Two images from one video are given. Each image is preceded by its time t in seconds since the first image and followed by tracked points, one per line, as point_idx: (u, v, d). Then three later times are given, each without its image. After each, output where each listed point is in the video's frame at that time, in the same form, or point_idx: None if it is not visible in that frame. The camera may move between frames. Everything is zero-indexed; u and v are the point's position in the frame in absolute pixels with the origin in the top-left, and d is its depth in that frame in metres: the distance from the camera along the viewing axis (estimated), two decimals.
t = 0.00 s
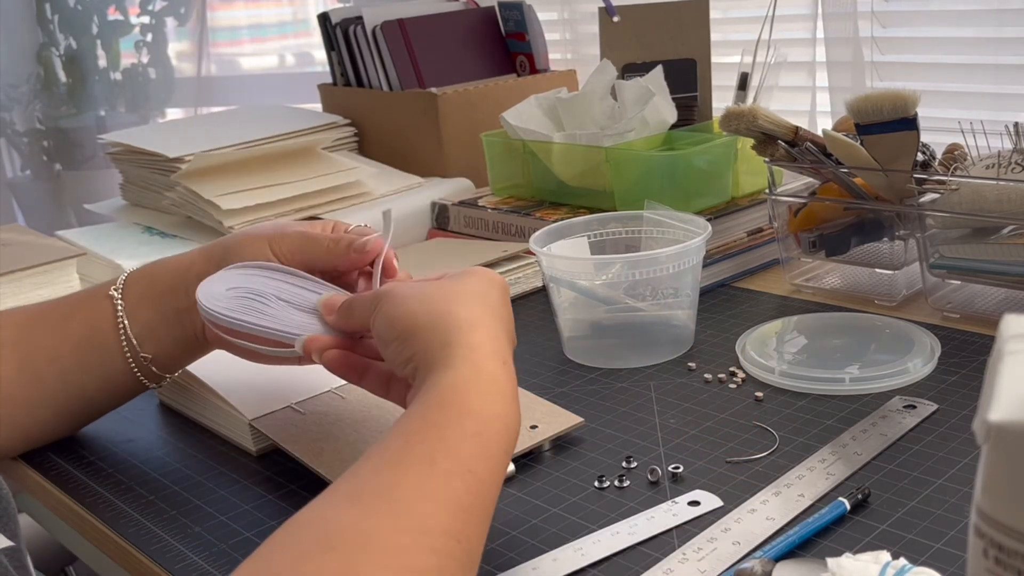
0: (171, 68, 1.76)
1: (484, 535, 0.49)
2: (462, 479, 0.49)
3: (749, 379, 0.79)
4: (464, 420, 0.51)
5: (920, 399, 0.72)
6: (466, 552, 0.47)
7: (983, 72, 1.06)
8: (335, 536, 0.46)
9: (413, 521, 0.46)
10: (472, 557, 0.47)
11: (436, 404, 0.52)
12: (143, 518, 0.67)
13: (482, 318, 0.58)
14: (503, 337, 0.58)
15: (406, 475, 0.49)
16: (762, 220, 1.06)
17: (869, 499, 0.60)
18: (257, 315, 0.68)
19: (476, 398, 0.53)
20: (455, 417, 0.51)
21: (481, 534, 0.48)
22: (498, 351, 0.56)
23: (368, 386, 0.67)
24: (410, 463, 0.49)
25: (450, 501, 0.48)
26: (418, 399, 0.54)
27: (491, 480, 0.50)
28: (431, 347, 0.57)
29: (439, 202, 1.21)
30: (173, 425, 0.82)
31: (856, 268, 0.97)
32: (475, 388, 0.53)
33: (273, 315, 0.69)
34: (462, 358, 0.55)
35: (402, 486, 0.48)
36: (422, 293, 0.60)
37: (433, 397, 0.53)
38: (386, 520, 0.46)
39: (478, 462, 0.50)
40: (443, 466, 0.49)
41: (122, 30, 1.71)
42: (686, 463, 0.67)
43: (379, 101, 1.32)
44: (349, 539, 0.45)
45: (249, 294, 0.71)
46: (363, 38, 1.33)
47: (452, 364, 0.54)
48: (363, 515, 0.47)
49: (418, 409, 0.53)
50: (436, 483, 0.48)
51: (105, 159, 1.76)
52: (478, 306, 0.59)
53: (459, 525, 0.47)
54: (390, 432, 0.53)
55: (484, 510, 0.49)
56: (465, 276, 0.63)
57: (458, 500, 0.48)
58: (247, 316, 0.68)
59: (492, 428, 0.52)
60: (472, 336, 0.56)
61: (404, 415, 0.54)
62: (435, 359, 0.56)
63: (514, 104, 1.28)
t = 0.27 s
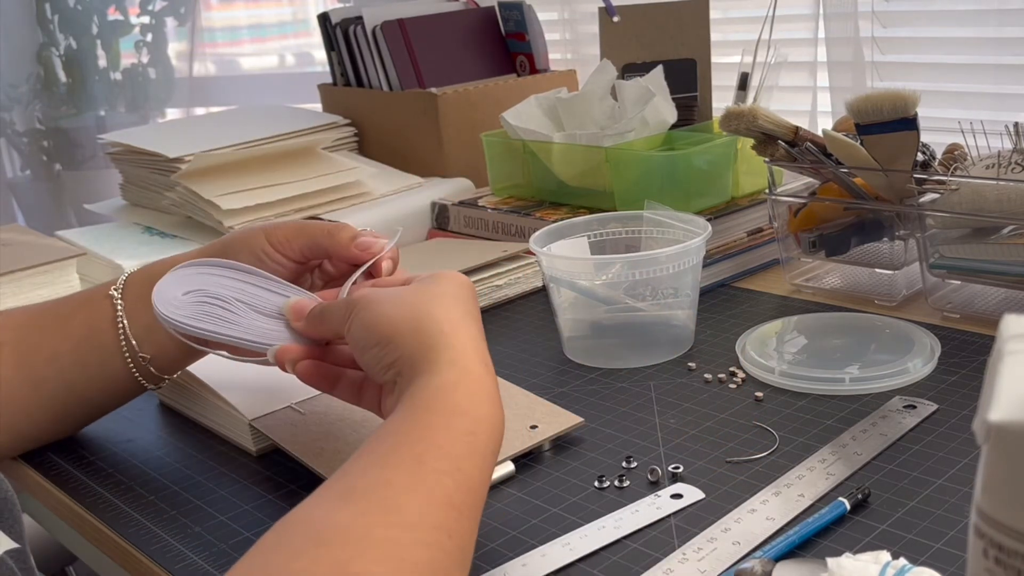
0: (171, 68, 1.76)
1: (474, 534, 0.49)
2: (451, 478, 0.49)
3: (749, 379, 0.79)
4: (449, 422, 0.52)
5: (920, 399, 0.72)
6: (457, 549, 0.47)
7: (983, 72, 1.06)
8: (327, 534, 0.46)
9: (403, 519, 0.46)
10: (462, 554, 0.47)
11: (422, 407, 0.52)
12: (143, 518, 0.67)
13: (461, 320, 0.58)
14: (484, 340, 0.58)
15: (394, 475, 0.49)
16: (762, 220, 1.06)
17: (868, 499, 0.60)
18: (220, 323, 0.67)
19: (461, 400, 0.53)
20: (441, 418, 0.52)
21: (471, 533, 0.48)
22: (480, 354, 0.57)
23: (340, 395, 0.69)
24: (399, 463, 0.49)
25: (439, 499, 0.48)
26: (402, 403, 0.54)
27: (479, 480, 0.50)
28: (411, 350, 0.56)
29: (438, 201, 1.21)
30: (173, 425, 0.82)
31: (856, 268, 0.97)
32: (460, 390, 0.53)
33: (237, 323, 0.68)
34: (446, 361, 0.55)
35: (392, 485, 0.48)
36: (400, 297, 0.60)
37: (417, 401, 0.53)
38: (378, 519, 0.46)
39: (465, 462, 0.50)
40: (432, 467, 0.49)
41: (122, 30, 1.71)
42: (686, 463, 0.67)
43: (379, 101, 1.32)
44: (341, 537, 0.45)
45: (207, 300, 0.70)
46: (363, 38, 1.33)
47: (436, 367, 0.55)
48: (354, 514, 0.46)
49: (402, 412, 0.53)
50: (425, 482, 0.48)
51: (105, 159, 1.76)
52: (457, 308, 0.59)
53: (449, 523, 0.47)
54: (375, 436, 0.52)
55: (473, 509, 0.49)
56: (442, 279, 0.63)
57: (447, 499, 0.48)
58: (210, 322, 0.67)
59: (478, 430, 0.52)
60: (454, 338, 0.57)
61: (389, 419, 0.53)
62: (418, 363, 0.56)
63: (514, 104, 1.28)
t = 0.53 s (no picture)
0: (171, 68, 1.76)
1: (474, 533, 0.49)
2: (450, 477, 0.49)
3: (749, 379, 0.79)
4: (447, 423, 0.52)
5: (920, 399, 0.72)
6: (458, 547, 0.47)
7: (984, 72, 1.06)
8: (327, 534, 0.46)
9: (403, 519, 0.46)
10: (463, 553, 0.47)
11: (418, 408, 0.52)
12: (143, 518, 0.67)
13: (455, 320, 0.58)
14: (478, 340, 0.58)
15: (393, 475, 0.49)
16: (762, 220, 1.06)
17: (868, 499, 0.60)
18: (206, 333, 0.66)
19: (457, 401, 0.53)
20: (439, 419, 0.52)
21: (471, 532, 0.48)
22: (474, 354, 0.57)
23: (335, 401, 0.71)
24: (397, 464, 0.49)
25: (439, 499, 0.48)
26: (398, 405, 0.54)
27: (478, 479, 0.50)
28: (406, 351, 0.56)
29: (438, 201, 1.21)
30: (173, 425, 0.82)
31: (856, 268, 0.97)
32: (456, 391, 0.53)
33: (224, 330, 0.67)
34: (443, 362, 0.55)
35: (391, 486, 0.48)
36: (392, 297, 0.59)
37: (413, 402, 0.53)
38: (378, 519, 0.46)
39: (464, 462, 0.50)
40: (430, 467, 0.49)
41: (122, 30, 1.71)
42: (686, 463, 0.67)
43: (379, 101, 1.32)
44: (341, 537, 0.45)
45: (189, 305, 0.68)
46: (363, 38, 1.32)
47: (432, 369, 0.54)
48: (354, 515, 0.46)
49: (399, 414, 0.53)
50: (424, 482, 0.48)
51: (105, 159, 1.76)
52: (451, 308, 0.59)
53: (449, 522, 0.47)
54: (371, 438, 0.52)
55: (473, 509, 0.49)
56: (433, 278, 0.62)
57: (447, 498, 0.48)
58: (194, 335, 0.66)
59: (475, 430, 0.52)
60: (448, 338, 0.56)
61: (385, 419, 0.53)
62: (413, 365, 0.55)
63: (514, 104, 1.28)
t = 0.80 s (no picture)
0: (171, 68, 1.76)
1: (476, 534, 0.48)
2: (453, 479, 0.49)
3: (749, 379, 0.79)
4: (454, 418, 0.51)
5: (920, 399, 0.72)
6: (457, 550, 0.47)
7: (984, 72, 1.06)
8: (325, 541, 0.46)
9: (401, 524, 0.46)
10: (463, 556, 0.47)
11: (428, 402, 0.52)
12: (143, 518, 0.67)
13: (470, 303, 0.57)
14: (494, 324, 0.57)
15: (395, 477, 0.48)
16: (762, 220, 1.06)
17: (869, 499, 0.60)
18: (262, 302, 0.69)
19: (466, 394, 0.52)
20: (445, 415, 0.51)
21: (473, 533, 0.48)
22: (488, 341, 0.55)
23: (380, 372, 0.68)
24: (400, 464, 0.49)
25: (440, 503, 0.47)
26: (409, 396, 0.53)
27: (483, 478, 0.50)
28: (419, 339, 0.56)
29: (438, 201, 1.21)
30: (173, 425, 0.82)
31: (856, 268, 0.97)
32: (465, 383, 0.52)
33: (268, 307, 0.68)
34: (453, 353, 0.54)
35: (392, 488, 0.48)
36: (406, 284, 0.58)
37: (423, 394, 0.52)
38: (376, 524, 0.46)
39: (468, 460, 0.50)
40: (433, 467, 0.49)
41: (122, 30, 1.71)
42: (686, 463, 0.67)
43: (379, 101, 1.32)
44: (339, 544, 0.45)
45: (246, 278, 0.70)
46: (363, 38, 1.33)
47: (442, 359, 0.54)
48: (353, 520, 0.47)
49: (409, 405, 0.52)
50: (425, 484, 0.48)
51: (105, 159, 1.76)
52: (467, 289, 0.58)
53: (448, 524, 0.47)
54: (382, 431, 0.52)
55: (476, 508, 0.49)
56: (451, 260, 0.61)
57: (448, 500, 0.48)
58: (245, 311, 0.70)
59: (482, 425, 0.51)
60: (462, 325, 0.55)
61: (399, 412, 0.53)
62: (425, 354, 0.55)
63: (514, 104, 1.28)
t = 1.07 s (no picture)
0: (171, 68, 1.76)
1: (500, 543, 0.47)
2: (482, 484, 0.47)
3: (749, 379, 0.79)
4: (487, 424, 0.49)
5: (920, 399, 0.72)
6: (477, 564, 0.45)
7: (983, 72, 1.06)
8: (343, 549, 0.44)
9: (424, 534, 0.44)
10: (482, 571, 0.45)
11: (460, 403, 0.50)
12: (143, 518, 0.67)
13: (509, 297, 0.55)
14: (532, 322, 0.55)
15: (420, 482, 0.46)
16: (762, 220, 1.06)
17: (869, 499, 0.60)
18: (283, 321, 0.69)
19: (500, 398, 0.50)
20: (476, 419, 0.49)
21: (495, 546, 0.46)
22: (526, 340, 0.53)
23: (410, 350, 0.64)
24: (427, 468, 0.47)
25: (467, 509, 0.46)
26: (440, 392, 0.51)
27: (511, 488, 0.48)
28: (452, 331, 0.53)
29: (438, 202, 1.21)
30: (174, 425, 0.82)
31: (856, 268, 0.97)
32: (499, 385, 0.50)
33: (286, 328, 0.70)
34: (489, 352, 0.52)
35: (417, 494, 0.46)
36: (437, 271, 0.56)
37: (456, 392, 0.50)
38: (397, 534, 0.44)
39: (498, 468, 0.48)
40: (462, 473, 0.47)
41: (122, 30, 1.71)
42: (686, 463, 0.67)
43: (379, 101, 1.32)
44: (358, 553, 0.44)
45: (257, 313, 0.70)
46: (363, 38, 1.32)
47: (476, 358, 0.52)
48: (373, 527, 0.45)
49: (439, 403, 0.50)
50: (452, 490, 0.46)
51: (105, 159, 1.76)
52: (507, 282, 0.55)
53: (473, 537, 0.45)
54: (409, 427, 0.50)
55: (502, 519, 0.47)
56: (488, 244, 0.59)
57: (474, 509, 0.46)
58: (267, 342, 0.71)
59: (514, 431, 0.49)
60: (499, 321, 0.53)
61: (430, 406, 0.51)
62: (458, 350, 0.53)
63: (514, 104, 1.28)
